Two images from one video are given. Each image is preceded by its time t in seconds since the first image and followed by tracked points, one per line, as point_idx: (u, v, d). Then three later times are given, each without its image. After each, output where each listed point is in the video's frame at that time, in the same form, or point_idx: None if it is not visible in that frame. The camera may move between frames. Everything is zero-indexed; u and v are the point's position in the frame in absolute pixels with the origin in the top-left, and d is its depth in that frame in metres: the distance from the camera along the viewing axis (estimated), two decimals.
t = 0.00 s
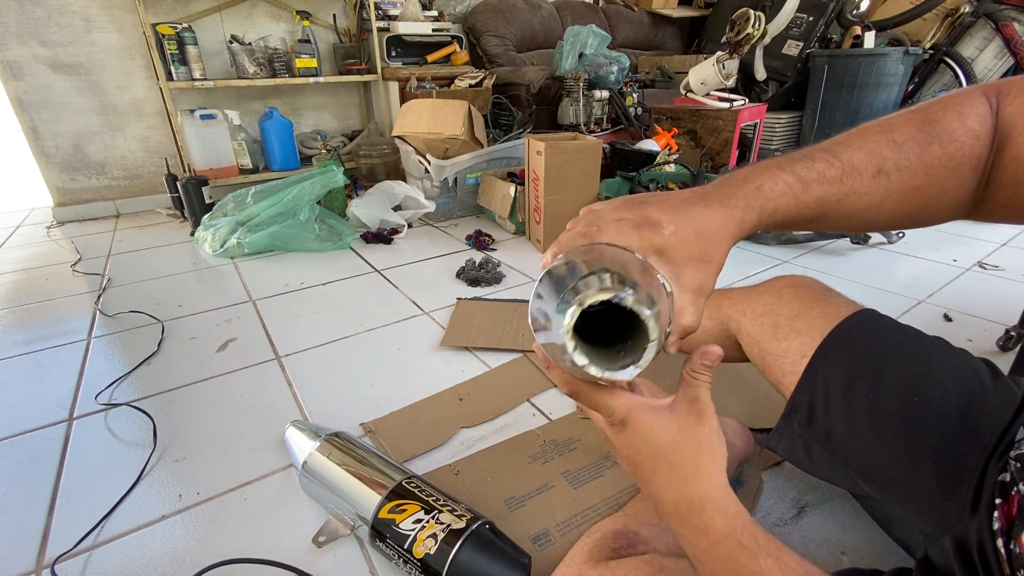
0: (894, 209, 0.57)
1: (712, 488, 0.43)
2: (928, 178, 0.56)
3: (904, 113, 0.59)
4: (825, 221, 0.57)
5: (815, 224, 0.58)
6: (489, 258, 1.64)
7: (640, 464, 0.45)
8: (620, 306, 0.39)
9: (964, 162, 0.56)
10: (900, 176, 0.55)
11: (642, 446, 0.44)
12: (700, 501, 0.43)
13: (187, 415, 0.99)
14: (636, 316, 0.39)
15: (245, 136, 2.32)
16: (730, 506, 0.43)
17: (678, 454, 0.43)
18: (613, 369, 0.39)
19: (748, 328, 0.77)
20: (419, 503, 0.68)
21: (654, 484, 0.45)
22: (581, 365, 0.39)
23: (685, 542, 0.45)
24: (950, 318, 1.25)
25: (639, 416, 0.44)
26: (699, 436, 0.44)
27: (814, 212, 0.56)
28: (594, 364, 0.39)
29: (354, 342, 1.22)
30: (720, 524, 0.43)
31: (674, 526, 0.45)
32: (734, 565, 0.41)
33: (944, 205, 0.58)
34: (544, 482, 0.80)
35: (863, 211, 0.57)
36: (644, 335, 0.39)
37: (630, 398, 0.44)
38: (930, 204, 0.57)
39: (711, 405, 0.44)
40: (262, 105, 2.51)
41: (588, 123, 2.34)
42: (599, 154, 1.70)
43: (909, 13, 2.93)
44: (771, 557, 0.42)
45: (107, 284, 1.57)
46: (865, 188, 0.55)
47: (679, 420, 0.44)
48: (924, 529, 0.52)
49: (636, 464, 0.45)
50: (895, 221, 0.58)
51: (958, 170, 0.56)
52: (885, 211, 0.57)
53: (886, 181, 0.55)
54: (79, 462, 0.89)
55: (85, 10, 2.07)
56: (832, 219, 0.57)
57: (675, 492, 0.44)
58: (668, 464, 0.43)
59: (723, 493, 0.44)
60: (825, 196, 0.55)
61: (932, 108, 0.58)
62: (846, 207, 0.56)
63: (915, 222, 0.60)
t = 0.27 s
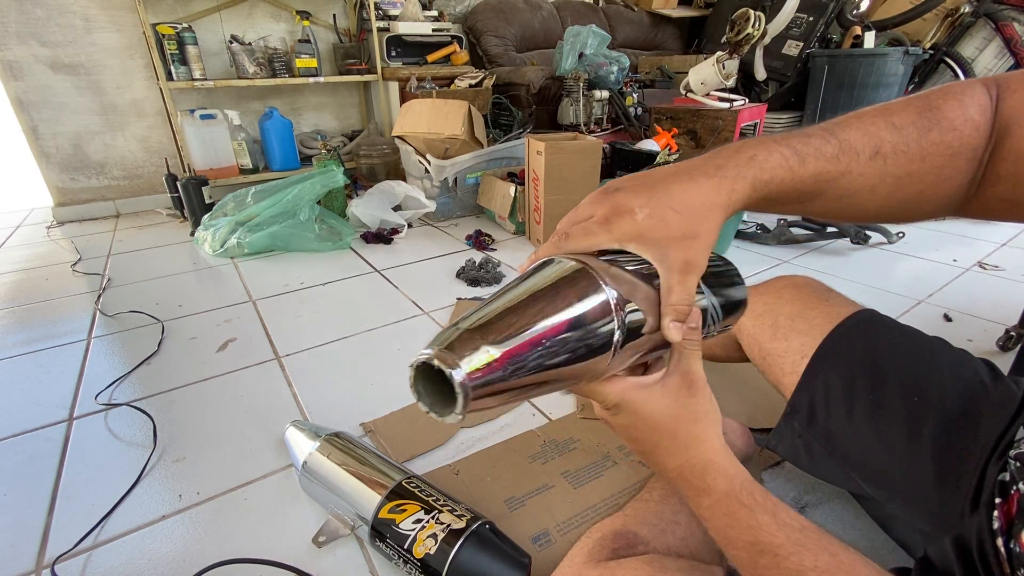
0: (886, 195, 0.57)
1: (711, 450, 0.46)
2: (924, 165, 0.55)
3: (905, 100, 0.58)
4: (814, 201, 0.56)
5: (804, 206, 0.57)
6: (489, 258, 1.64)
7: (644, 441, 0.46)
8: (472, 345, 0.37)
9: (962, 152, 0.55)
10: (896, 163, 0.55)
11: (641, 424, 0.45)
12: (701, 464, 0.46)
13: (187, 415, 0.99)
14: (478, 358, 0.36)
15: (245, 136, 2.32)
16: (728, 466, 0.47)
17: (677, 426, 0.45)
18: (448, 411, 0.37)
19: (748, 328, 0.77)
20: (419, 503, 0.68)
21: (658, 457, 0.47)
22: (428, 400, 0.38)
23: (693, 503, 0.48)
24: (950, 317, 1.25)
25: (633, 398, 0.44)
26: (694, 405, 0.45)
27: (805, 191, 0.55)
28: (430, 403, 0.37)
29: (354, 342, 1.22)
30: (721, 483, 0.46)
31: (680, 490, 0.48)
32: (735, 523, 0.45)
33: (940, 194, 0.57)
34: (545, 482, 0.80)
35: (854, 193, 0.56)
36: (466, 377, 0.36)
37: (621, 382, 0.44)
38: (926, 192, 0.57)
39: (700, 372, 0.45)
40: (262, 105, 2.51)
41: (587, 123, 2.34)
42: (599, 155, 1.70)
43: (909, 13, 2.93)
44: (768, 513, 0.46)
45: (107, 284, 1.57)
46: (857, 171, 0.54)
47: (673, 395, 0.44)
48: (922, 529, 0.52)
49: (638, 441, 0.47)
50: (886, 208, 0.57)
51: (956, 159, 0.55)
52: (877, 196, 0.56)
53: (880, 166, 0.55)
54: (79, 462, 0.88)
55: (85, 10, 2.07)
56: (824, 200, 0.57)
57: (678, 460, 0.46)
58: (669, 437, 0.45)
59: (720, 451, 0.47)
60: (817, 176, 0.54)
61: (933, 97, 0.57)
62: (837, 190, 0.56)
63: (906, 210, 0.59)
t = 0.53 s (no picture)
0: (912, 206, 0.58)
1: (716, 471, 0.47)
2: (953, 180, 0.57)
3: (943, 126, 0.61)
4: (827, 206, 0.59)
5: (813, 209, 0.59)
6: (489, 257, 1.64)
7: (652, 459, 0.48)
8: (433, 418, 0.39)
9: (993, 171, 0.56)
10: (923, 172, 0.57)
11: (646, 445, 0.47)
12: (707, 484, 0.47)
13: (187, 415, 0.99)
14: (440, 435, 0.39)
15: (245, 136, 2.31)
16: (734, 485, 0.47)
17: (679, 449, 0.46)
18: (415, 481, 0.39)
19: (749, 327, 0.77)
20: (419, 503, 0.68)
21: (666, 475, 0.49)
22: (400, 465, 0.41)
23: (703, 519, 0.49)
24: (951, 317, 1.25)
25: (636, 422, 0.46)
26: (697, 430, 0.46)
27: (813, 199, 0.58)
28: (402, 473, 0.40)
29: (354, 342, 1.22)
30: (724, 502, 0.47)
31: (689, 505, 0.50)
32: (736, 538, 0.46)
33: (972, 213, 0.58)
34: (545, 482, 0.80)
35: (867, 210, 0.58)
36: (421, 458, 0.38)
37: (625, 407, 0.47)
38: (957, 208, 0.58)
39: (704, 400, 0.45)
40: (262, 105, 2.51)
41: (588, 123, 2.33)
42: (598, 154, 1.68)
43: (908, 13, 2.93)
44: (772, 530, 0.45)
45: (106, 284, 1.57)
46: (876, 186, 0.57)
47: (674, 420, 0.46)
48: (925, 529, 0.52)
49: (646, 460, 0.49)
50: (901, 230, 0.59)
51: (987, 177, 0.56)
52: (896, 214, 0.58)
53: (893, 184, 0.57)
54: (78, 462, 0.88)
55: (85, 9, 2.07)
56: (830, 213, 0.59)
57: (684, 480, 0.48)
58: (672, 458, 0.47)
59: (727, 472, 0.47)
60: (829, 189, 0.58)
61: (969, 123, 0.60)
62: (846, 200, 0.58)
63: (934, 226, 0.60)
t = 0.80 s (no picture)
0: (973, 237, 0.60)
1: (719, 486, 0.47)
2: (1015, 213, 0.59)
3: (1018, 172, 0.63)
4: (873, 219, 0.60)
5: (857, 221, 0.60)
6: (489, 258, 1.64)
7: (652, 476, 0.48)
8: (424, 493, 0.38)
9: None
10: (984, 205, 0.60)
11: (647, 465, 0.47)
12: (711, 499, 0.47)
13: (187, 416, 0.99)
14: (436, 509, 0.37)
15: (245, 136, 2.32)
16: (736, 499, 0.47)
17: (681, 466, 0.46)
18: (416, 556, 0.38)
19: (749, 328, 0.77)
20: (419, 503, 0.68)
21: (667, 493, 0.49)
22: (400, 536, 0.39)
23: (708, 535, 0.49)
24: (950, 318, 1.25)
25: (636, 445, 0.46)
26: (696, 446, 0.47)
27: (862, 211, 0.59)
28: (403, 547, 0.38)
29: (354, 342, 1.22)
30: (729, 516, 0.47)
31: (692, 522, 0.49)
32: (743, 554, 0.45)
33: None
34: (545, 482, 0.80)
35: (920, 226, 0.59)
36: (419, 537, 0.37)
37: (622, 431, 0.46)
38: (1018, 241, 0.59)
39: (700, 415, 0.46)
40: (262, 105, 2.51)
41: (588, 123, 2.34)
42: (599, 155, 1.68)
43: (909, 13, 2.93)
44: (778, 546, 0.45)
45: (107, 284, 1.57)
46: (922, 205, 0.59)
47: (673, 436, 0.46)
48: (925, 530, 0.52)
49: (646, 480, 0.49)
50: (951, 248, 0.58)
51: None
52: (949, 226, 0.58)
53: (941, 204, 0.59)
54: (79, 462, 0.89)
55: (85, 10, 2.07)
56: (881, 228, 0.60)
57: (687, 497, 0.48)
58: (674, 476, 0.47)
59: (730, 486, 0.48)
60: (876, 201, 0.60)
61: None
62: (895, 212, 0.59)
63: (1003, 262, 0.61)
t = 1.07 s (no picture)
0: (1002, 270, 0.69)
1: (738, 473, 0.48)
2: None
3: None
4: (899, 280, 0.61)
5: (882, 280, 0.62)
6: (489, 258, 1.64)
7: (667, 466, 0.48)
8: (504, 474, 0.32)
9: None
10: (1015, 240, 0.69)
11: (667, 455, 0.47)
12: (729, 487, 0.47)
13: (187, 415, 0.99)
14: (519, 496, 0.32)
15: (245, 136, 2.31)
16: (755, 486, 0.48)
17: (700, 453, 0.47)
18: (498, 561, 0.31)
19: (750, 328, 0.77)
20: (419, 503, 0.68)
21: (686, 483, 0.49)
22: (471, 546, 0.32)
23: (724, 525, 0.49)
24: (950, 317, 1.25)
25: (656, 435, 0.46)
26: (714, 433, 0.47)
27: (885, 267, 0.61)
28: (479, 556, 0.32)
29: (355, 342, 1.22)
30: (748, 504, 0.47)
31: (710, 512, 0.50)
32: (761, 542, 0.46)
33: None
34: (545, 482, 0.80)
35: (956, 290, 0.59)
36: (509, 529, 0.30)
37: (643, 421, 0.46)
38: None
39: (717, 400, 0.47)
40: (262, 105, 2.51)
41: (588, 123, 2.33)
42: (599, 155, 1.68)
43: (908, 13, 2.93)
44: (794, 534, 0.45)
45: (107, 284, 1.57)
46: (955, 256, 0.60)
47: (691, 424, 0.47)
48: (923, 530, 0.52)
49: (664, 470, 0.49)
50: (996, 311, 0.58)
51: None
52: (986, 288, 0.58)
53: (975, 254, 0.59)
54: (79, 462, 0.88)
55: (85, 10, 2.07)
56: (911, 292, 0.61)
57: (706, 486, 0.48)
58: (693, 465, 0.47)
59: (747, 474, 0.48)
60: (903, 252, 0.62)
61: None
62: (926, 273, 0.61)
63: None
